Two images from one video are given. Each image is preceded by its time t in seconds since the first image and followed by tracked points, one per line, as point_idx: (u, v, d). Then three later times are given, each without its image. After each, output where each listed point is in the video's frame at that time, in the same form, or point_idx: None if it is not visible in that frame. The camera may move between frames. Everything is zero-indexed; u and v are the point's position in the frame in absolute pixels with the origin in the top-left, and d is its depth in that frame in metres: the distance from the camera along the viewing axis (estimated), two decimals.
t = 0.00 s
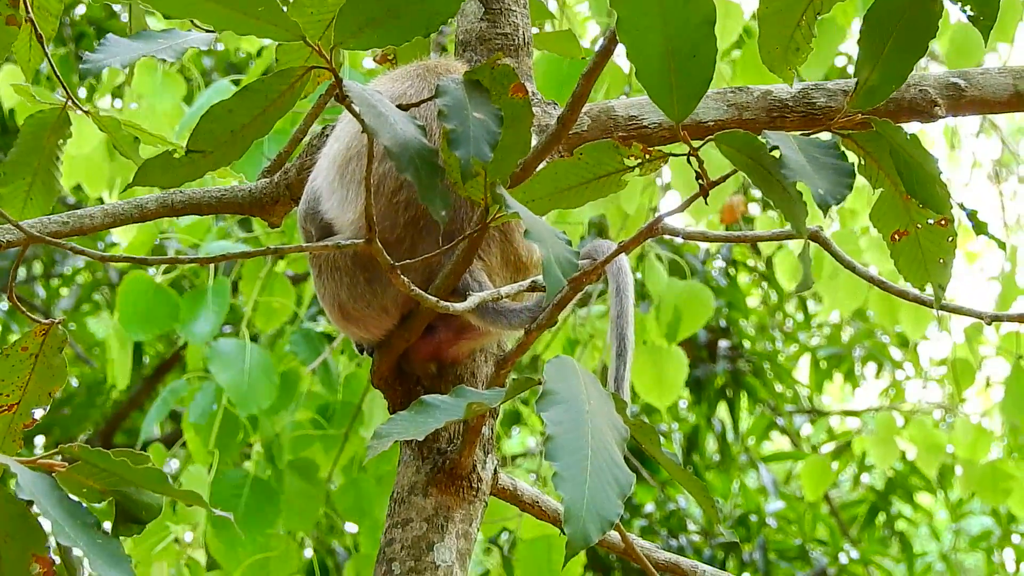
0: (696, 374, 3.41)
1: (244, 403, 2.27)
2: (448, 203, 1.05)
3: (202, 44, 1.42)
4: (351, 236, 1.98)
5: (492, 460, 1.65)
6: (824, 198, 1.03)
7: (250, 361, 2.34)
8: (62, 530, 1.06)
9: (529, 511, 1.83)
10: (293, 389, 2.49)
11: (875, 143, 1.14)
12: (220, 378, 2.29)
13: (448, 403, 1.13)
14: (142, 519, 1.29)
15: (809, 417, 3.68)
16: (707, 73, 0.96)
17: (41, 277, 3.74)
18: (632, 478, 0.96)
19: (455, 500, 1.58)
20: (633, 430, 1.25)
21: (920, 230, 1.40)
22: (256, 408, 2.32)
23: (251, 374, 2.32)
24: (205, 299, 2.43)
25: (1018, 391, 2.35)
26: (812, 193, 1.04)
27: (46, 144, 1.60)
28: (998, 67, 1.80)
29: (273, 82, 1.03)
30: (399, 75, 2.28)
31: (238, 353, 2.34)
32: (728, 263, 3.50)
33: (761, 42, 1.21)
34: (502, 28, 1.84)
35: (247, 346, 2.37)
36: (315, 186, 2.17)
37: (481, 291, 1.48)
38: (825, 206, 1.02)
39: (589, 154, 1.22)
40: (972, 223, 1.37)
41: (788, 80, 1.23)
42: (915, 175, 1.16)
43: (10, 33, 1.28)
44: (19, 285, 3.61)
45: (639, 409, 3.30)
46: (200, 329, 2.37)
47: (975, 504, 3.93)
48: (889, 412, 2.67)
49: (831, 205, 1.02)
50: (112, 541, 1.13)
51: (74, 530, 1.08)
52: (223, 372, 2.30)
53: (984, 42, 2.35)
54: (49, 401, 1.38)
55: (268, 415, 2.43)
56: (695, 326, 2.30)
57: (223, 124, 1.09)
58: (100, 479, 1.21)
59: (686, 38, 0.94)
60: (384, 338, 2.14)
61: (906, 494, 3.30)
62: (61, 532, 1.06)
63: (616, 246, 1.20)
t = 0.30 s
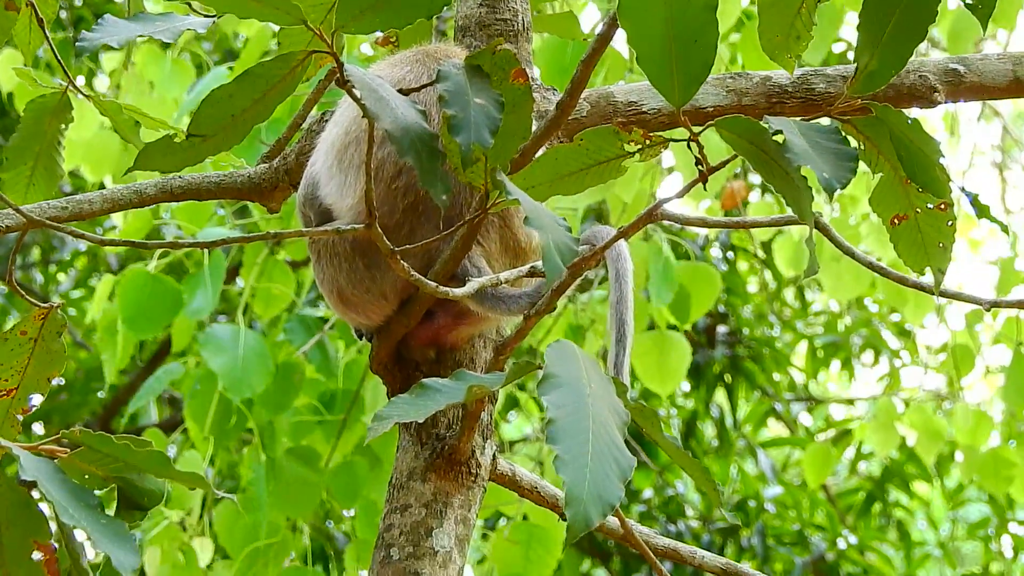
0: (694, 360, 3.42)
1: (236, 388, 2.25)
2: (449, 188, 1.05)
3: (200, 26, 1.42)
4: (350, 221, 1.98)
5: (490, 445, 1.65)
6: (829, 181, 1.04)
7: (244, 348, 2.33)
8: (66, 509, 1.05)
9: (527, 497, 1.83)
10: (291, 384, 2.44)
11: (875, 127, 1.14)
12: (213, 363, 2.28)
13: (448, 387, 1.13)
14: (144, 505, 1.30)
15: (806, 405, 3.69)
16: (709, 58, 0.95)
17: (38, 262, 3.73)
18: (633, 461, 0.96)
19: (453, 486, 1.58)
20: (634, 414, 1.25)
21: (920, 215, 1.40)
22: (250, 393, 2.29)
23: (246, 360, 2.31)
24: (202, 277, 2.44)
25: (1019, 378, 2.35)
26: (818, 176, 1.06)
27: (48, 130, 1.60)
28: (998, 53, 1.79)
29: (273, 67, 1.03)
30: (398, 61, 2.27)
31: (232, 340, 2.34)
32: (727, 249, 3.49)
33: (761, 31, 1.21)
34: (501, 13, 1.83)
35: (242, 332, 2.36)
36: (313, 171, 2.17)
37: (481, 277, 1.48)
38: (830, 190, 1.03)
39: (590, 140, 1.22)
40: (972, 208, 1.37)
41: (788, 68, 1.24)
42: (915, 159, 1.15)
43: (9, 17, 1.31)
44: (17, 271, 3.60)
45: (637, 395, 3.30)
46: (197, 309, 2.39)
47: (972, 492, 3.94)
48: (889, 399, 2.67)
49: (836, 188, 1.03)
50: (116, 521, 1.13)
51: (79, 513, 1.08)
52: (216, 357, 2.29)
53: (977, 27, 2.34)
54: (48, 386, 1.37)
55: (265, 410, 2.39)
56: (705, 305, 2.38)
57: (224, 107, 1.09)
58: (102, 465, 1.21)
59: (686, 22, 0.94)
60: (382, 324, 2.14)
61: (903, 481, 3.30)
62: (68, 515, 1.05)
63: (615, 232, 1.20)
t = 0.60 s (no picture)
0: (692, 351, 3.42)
1: (237, 381, 2.26)
2: (444, 180, 1.05)
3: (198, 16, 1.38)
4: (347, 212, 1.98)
5: (487, 437, 1.65)
6: (824, 172, 1.04)
7: (243, 340, 2.32)
8: (61, 504, 1.06)
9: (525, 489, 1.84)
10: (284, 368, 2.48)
11: (870, 117, 1.13)
12: (212, 358, 2.27)
13: (445, 377, 1.13)
14: (140, 494, 1.29)
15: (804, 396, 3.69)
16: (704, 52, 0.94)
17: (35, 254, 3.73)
18: (633, 453, 0.96)
19: (450, 477, 1.58)
20: (631, 406, 1.25)
21: (917, 204, 1.40)
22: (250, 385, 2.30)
23: (245, 352, 2.30)
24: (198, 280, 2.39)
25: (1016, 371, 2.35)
26: (813, 166, 1.05)
27: (39, 117, 1.59)
28: (994, 43, 1.79)
29: (269, 60, 1.03)
30: (395, 51, 2.26)
31: (230, 332, 2.32)
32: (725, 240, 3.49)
33: (759, 24, 1.19)
34: (499, 4, 1.83)
35: (240, 324, 2.35)
36: (310, 162, 2.17)
37: (477, 268, 1.48)
38: (825, 180, 1.03)
39: (585, 132, 1.22)
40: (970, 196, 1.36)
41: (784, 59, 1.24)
42: (910, 149, 1.15)
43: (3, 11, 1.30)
44: (14, 262, 3.60)
45: (635, 387, 3.30)
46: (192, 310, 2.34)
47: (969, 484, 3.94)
48: (887, 390, 2.67)
49: (831, 178, 1.03)
50: (110, 514, 1.14)
51: (74, 505, 1.08)
52: (216, 351, 2.28)
53: (977, 19, 2.33)
54: (44, 380, 1.37)
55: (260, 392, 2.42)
56: (701, 300, 2.36)
57: (220, 101, 1.09)
58: (97, 454, 1.21)
59: (680, 15, 0.93)
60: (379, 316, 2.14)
61: (901, 473, 3.31)
62: (61, 507, 1.06)
63: (612, 223, 1.19)
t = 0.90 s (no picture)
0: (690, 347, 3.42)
1: (218, 379, 2.22)
2: (444, 175, 1.04)
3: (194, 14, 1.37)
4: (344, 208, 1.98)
5: (485, 432, 1.65)
6: (823, 166, 1.04)
7: (229, 338, 2.29)
8: (61, 506, 1.06)
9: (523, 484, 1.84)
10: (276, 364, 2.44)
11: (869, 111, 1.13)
12: (196, 354, 2.25)
13: (441, 376, 1.13)
14: (141, 497, 1.31)
15: (801, 391, 3.69)
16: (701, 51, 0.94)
17: (32, 250, 3.72)
18: (626, 453, 0.96)
19: (448, 473, 1.58)
20: (627, 403, 1.25)
21: (914, 199, 1.40)
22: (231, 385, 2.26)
23: (228, 351, 2.27)
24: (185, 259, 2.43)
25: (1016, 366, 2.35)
26: (812, 162, 1.06)
27: (32, 109, 1.58)
28: (992, 38, 1.79)
29: (269, 55, 1.03)
30: (393, 47, 2.26)
31: (217, 329, 2.30)
32: (722, 235, 3.49)
33: (755, 16, 1.18)
34: None
35: (226, 322, 2.33)
36: (308, 157, 2.17)
37: (475, 263, 1.48)
38: (824, 175, 1.03)
39: (583, 128, 1.21)
40: (967, 191, 1.36)
41: (782, 50, 1.22)
42: (908, 143, 1.15)
43: None
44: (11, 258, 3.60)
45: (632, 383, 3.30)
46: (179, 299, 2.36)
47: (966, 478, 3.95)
48: (885, 385, 2.68)
49: (830, 173, 1.03)
50: (109, 519, 1.14)
51: (73, 508, 1.08)
52: (198, 347, 2.26)
53: (976, 14, 2.32)
54: (42, 374, 1.37)
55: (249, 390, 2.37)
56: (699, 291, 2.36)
57: (219, 96, 1.08)
58: (98, 457, 1.20)
59: (680, 10, 0.93)
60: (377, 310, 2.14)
61: (899, 467, 3.31)
62: (60, 511, 1.05)
63: (610, 218, 1.19)
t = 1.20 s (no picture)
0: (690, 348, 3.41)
1: (212, 376, 2.22)
2: (443, 175, 1.04)
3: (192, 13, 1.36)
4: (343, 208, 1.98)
5: (484, 432, 1.65)
6: (822, 168, 1.04)
7: (222, 334, 2.29)
8: (55, 496, 1.06)
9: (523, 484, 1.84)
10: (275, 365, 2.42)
11: (868, 112, 1.13)
12: (191, 351, 2.25)
13: (440, 376, 1.13)
14: (136, 491, 1.31)
15: (801, 391, 3.69)
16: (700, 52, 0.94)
17: (31, 250, 3.72)
18: (625, 452, 0.96)
19: (448, 473, 1.58)
20: (626, 404, 1.25)
21: (914, 200, 1.40)
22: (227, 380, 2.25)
23: (223, 347, 2.26)
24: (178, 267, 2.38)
25: (1016, 366, 2.35)
26: (811, 164, 1.06)
27: (33, 115, 1.59)
28: (991, 37, 1.79)
29: (268, 56, 1.03)
30: (392, 47, 2.26)
31: (210, 326, 2.30)
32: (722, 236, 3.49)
33: (755, 18, 1.18)
34: None
35: (220, 318, 2.33)
36: (308, 157, 2.17)
37: (475, 262, 1.48)
38: (823, 177, 1.03)
39: (582, 129, 1.21)
40: (967, 191, 1.36)
41: (782, 53, 1.22)
42: (907, 144, 1.15)
43: None
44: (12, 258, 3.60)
45: (632, 383, 3.30)
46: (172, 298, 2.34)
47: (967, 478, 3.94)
48: (885, 385, 2.68)
49: (828, 175, 1.03)
50: (104, 509, 1.13)
51: (66, 498, 1.08)
52: (193, 344, 2.26)
53: (972, 10, 2.33)
54: (43, 377, 1.37)
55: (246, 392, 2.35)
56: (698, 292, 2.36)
57: (217, 98, 1.08)
58: (94, 451, 1.20)
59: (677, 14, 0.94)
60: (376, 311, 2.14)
61: (899, 468, 3.31)
62: (54, 499, 1.05)
63: (609, 219, 1.19)
